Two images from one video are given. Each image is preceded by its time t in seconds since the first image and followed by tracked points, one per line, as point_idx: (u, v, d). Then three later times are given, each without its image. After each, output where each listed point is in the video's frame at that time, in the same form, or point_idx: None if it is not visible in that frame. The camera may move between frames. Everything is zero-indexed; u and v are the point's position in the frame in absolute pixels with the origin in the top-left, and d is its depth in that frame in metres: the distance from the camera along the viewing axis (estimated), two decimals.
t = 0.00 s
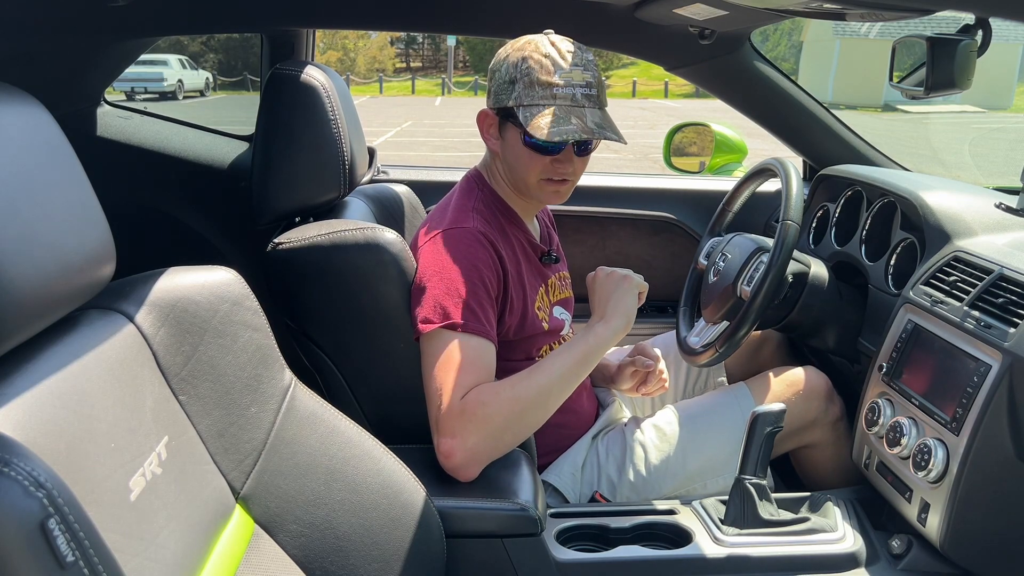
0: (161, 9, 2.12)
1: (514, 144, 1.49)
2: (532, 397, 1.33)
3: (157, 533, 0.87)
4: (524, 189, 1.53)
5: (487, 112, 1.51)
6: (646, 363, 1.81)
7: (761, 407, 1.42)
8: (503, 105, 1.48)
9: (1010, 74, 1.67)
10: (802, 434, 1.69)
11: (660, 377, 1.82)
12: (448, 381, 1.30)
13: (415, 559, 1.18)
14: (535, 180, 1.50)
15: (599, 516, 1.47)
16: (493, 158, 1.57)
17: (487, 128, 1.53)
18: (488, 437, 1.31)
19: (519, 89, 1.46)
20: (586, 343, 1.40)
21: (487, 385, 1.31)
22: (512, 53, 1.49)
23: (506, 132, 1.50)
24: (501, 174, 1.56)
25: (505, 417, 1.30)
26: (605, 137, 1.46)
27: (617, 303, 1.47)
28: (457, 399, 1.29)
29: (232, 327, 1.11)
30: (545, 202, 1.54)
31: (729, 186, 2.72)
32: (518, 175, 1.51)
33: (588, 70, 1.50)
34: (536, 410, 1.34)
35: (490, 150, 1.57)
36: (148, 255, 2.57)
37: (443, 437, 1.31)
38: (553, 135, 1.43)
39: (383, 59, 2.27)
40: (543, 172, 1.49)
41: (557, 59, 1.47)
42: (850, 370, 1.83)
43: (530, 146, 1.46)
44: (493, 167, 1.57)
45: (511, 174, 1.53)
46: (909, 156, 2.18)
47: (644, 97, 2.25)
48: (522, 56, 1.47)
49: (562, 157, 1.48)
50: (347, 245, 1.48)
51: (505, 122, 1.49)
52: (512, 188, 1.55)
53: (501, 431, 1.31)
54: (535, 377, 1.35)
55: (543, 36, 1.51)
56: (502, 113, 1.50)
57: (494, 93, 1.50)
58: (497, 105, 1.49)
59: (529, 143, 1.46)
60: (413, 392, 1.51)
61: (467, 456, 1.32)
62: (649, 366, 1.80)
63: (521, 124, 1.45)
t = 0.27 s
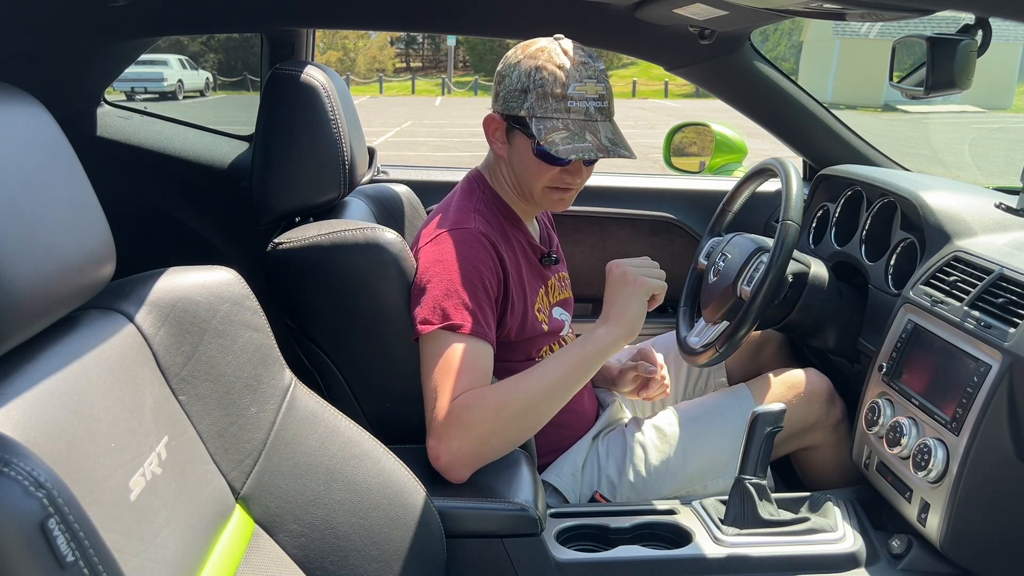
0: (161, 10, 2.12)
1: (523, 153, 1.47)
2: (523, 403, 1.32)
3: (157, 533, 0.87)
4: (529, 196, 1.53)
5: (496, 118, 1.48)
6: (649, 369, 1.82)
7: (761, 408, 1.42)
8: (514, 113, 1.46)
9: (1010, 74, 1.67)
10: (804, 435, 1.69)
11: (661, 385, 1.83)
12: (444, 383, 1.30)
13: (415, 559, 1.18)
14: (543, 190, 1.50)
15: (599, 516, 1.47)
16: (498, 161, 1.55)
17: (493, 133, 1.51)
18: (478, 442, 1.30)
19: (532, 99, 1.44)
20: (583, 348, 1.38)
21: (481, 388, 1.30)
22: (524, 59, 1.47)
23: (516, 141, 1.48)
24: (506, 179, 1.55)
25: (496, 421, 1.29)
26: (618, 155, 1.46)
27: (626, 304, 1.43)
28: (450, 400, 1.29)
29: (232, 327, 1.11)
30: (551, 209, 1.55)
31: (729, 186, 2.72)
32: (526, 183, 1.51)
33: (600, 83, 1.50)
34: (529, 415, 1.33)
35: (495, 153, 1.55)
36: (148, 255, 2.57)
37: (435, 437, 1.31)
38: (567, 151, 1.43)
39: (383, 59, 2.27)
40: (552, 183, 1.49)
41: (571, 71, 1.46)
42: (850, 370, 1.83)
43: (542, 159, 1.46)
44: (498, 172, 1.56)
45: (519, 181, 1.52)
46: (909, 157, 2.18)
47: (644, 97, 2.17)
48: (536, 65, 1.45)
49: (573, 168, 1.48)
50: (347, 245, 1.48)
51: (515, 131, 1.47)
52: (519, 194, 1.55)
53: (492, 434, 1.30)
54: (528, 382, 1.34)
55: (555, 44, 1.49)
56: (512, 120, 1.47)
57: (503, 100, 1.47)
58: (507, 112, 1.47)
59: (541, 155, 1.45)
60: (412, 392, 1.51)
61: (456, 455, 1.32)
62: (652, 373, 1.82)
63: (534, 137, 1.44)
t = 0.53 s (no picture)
0: (161, 10, 2.12)
1: (528, 161, 1.48)
2: (511, 416, 1.31)
3: (157, 533, 0.87)
4: (532, 202, 1.53)
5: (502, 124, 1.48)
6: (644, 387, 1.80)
7: (760, 408, 1.42)
8: (521, 120, 1.46)
9: (1010, 74, 1.67)
10: (807, 445, 1.68)
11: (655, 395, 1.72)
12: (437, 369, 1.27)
13: (415, 559, 1.18)
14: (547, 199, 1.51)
15: (599, 516, 1.47)
16: (502, 166, 1.56)
17: (500, 138, 1.51)
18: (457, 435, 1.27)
19: (540, 108, 1.44)
20: (588, 386, 1.38)
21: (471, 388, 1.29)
22: (531, 65, 1.46)
23: (522, 148, 1.48)
24: (509, 184, 1.56)
25: (478, 430, 1.28)
26: (625, 168, 1.47)
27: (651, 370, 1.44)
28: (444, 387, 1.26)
29: (232, 327, 1.11)
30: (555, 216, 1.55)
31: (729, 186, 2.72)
32: (531, 190, 1.51)
33: (609, 91, 1.49)
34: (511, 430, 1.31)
35: (498, 157, 1.55)
36: (149, 255, 2.57)
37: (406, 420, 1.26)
38: (574, 163, 1.43)
39: (383, 59, 2.27)
40: (557, 191, 1.50)
41: (580, 80, 1.46)
42: (850, 370, 1.83)
43: (548, 168, 1.46)
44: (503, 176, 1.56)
45: (524, 188, 1.52)
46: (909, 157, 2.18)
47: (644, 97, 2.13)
48: (545, 72, 1.45)
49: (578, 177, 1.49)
50: (347, 245, 1.49)
51: (521, 138, 1.47)
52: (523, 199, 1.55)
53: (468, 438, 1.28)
54: (523, 396, 1.33)
55: (565, 50, 1.48)
56: (519, 128, 1.47)
57: (510, 106, 1.47)
58: (514, 119, 1.47)
59: (547, 165, 1.45)
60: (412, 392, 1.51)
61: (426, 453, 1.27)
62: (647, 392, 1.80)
63: (540, 146, 1.44)
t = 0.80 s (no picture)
0: (161, 9, 2.12)
1: (531, 172, 1.47)
2: (500, 447, 1.25)
3: (157, 533, 0.87)
4: (532, 211, 1.53)
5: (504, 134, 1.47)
6: (632, 404, 1.71)
7: (760, 408, 1.44)
8: (524, 131, 1.45)
9: (1010, 74, 1.67)
10: (811, 462, 1.67)
11: (650, 410, 1.71)
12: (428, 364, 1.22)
13: (415, 559, 1.19)
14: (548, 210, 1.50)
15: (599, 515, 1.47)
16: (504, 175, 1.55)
17: (502, 147, 1.50)
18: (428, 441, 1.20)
19: (544, 119, 1.43)
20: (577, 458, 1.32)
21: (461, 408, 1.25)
22: (536, 74, 1.45)
23: (524, 159, 1.48)
24: (510, 192, 1.56)
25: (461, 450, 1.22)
26: (630, 184, 1.46)
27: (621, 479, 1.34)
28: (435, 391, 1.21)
29: (232, 327, 1.11)
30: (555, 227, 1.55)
31: (729, 186, 2.72)
32: (532, 201, 1.51)
33: (615, 103, 1.48)
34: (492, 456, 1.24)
35: (500, 164, 1.54)
36: (149, 255, 2.57)
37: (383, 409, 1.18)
38: (578, 177, 1.42)
39: (383, 59, 2.27)
40: (558, 203, 1.49)
41: (585, 92, 1.45)
42: (849, 371, 1.84)
43: (550, 180, 1.46)
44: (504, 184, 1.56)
45: (525, 197, 1.52)
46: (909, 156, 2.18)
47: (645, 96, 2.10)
48: (550, 83, 1.44)
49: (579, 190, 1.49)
50: (345, 245, 1.49)
51: (523, 149, 1.47)
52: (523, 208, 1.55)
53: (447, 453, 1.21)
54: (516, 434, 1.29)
55: (570, 60, 1.47)
56: (522, 138, 1.47)
57: (514, 116, 1.46)
58: (517, 129, 1.46)
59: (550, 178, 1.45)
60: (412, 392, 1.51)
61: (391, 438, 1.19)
62: (634, 410, 1.71)
63: (544, 158, 1.44)
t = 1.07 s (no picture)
0: (161, 9, 2.12)
1: (536, 177, 1.47)
2: (497, 466, 1.25)
3: (157, 533, 0.87)
4: (535, 217, 1.52)
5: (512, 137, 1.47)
6: (629, 414, 1.71)
7: (761, 408, 1.45)
8: (532, 135, 1.45)
9: (1009, 74, 1.67)
10: (811, 470, 1.67)
11: (648, 419, 1.70)
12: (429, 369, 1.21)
13: (415, 559, 1.19)
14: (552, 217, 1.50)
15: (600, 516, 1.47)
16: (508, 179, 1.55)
17: (509, 151, 1.50)
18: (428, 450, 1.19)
19: (552, 125, 1.43)
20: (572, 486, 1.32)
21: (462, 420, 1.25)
22: (547, 80, 1.46)
23: (530, 164, 1.47)
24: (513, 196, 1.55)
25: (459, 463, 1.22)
26: (635, 194, 1.46)
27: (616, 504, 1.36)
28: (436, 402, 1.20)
29: (232, 327, 1.11)
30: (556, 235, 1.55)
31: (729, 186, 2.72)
32: (536, 207, 1.50)
33: (624, 112, 1.49)
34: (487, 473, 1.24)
35: (505, 168, 1.54)
36: (149, 255, 2.57)
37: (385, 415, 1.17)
38: (583, 185, 1.42)
39: (383, 59, 2.27)
40: (562, 211, 1.49)
41: (595, 100, 1.45)
42: (849, 371, 1.84)
43: (556, 187, 1.45)
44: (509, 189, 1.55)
45: (529, 203, 1.51)
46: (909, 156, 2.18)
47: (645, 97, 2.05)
48: (560, 90, 1.44)
49: (584, 198, 1.48)
50: (345, 245, 1.48)
51: (531, 154, 1.46)
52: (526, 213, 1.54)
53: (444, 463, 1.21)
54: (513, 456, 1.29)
55: (582, 68, 1.48)
56: (529, 142, 1.46)
57: (522, 120, 1.46)
58: (525, 134, 1.46)
59: (556, 185, 1.45)
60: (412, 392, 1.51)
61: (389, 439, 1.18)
62: (631, 420, 1.71)
63: (550, 164, 1.44)
